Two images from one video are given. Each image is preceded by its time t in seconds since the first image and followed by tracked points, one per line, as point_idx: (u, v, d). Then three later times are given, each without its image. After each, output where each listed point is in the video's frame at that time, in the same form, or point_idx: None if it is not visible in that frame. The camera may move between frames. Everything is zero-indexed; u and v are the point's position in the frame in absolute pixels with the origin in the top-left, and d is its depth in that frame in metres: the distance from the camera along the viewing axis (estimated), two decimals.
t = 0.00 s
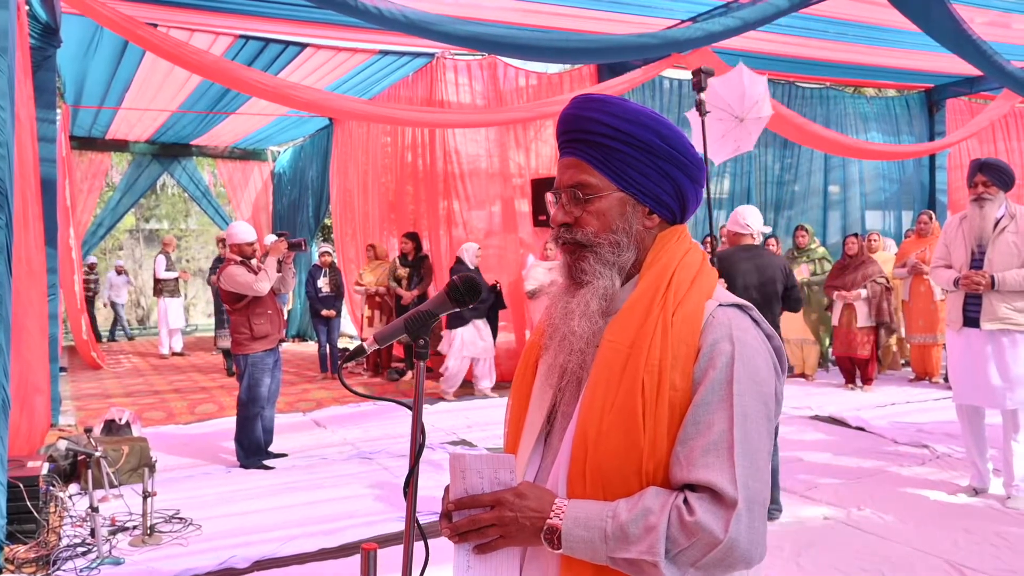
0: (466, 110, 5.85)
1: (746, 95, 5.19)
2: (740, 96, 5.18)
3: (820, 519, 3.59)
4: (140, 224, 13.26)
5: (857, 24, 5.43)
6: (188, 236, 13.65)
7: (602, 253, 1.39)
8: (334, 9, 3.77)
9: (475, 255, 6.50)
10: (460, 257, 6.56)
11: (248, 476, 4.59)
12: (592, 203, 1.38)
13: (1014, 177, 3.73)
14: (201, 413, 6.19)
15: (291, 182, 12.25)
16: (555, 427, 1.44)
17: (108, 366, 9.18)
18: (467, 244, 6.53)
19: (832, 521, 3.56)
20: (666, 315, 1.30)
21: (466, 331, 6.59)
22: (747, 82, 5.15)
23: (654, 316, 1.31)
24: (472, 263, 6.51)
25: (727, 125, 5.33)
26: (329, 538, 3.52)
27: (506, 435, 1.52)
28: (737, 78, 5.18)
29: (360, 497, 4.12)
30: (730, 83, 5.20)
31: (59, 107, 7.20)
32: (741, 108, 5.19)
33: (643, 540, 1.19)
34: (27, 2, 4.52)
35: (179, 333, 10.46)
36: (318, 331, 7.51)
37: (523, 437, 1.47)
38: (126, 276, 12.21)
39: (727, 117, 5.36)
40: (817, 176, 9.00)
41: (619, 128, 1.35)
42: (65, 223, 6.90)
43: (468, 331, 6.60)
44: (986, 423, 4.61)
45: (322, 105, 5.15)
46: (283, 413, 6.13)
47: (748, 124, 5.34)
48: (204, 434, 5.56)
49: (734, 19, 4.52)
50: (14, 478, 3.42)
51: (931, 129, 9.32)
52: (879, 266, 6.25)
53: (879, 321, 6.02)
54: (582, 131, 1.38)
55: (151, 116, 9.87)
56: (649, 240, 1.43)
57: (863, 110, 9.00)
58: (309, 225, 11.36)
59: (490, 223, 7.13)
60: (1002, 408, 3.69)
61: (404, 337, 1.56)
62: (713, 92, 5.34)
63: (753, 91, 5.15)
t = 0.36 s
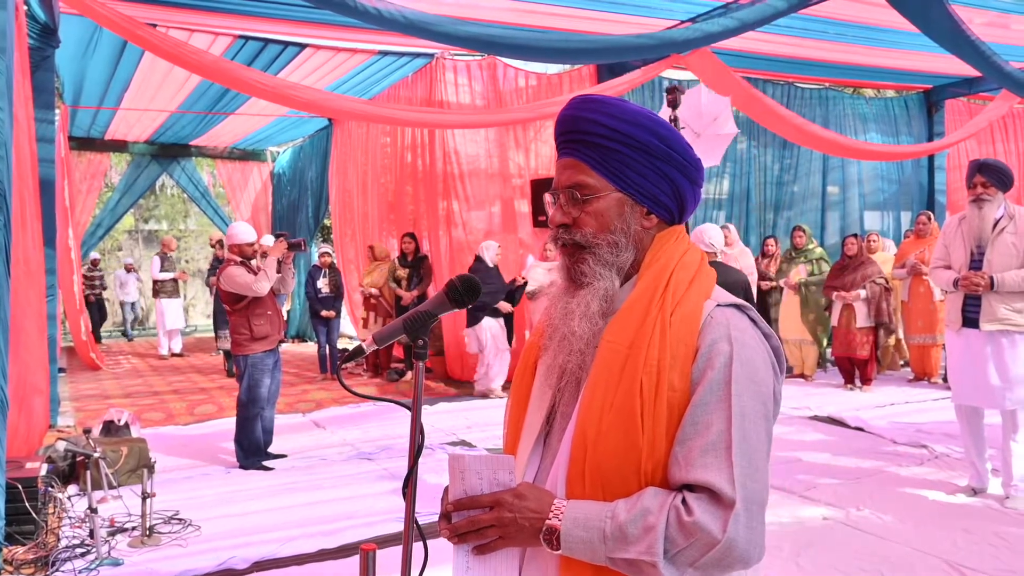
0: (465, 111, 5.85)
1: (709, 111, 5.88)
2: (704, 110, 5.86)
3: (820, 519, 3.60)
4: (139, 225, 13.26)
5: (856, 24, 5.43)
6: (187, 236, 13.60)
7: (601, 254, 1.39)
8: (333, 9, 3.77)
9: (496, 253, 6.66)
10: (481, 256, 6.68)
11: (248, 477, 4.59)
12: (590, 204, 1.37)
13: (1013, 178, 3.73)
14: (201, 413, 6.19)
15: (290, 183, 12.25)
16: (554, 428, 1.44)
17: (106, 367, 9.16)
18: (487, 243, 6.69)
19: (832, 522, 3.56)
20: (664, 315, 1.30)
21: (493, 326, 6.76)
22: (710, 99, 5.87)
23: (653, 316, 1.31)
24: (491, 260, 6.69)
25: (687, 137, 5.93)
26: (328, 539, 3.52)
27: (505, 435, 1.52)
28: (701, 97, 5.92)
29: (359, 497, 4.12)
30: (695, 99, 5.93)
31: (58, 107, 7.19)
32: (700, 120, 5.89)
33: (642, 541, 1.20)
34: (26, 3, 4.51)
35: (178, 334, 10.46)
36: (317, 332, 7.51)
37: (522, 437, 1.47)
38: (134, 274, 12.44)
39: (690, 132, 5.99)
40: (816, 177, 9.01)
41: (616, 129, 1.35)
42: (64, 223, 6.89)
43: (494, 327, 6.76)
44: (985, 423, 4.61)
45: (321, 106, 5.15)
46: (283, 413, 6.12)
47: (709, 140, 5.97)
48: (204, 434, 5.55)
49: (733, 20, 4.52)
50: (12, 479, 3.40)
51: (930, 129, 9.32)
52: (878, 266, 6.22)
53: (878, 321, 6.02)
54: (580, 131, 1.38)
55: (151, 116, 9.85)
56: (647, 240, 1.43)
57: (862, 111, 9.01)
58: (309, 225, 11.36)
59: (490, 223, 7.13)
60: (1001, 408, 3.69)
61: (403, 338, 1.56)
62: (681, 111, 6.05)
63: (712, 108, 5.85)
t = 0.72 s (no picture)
0: (462, 111, 5.85)
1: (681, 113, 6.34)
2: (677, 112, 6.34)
3: (816, 519, 3.60)
4: (136, 225, 13.29)
5: (852, 25, 5.44)
6: (184, 236, 13.61)
7: (594, 255, 1.39)
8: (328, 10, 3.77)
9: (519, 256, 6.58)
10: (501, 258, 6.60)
11: (244, 478, 4.58)
12: (583, 206, 1.38)
13: (1009, 179, 3.71)
14: (197, 414, 6.18)
15: (286, 183, 12.25)
16: (548, 429, 1.43)
17: (102, 368, 9.12)
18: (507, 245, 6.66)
19: (828, 522, 3.56)
20: (657, 317, 1.30)
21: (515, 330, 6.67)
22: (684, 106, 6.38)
23: (646, 317, 1.31)
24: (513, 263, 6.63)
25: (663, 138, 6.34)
26: (324, 540, 3.52)
27: (500, 438, 1.51)
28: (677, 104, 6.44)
29: (355, 498, 4.12)
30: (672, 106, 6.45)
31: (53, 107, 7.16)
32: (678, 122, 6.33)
33: (636, 542, 1.20)
34: (22, 3, 4.50)
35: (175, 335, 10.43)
36: (314, 332, 7.51)
37: (516, 439, 1.46)
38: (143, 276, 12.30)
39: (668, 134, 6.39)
40: (812, 178, 9.02)
41: (608, 130, 1.35)
42: (59, 223, 6.87)
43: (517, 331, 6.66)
44: (980, 423, 4.62)
45: (318, 106, 5.15)
46: (279, 414, 6.11)
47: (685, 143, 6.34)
48: (200, 436, 5.54)
49: (727, 21, 4.50)
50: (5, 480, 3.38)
51: (925, 130, 9.34)
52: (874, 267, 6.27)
53: (874, 321, 6.02)
54: (573, 134, 1.38)
55: (147, 117, 9.82)
56: (640, 241, 1.43)
57: (857, 111, 9.03)
58: (305, 226, 11.34)
59: (487, 224, 7.12)
60: (996, 408, 3.70)
61: (398, 339, 1.56)
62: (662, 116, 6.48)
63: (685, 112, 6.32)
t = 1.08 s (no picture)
0: (455, 112, 5.85)
1: (672, 113, 6.19)
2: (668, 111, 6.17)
3: (809, 519, 3.61)
4: (128, 227, 13.37)
5: (843, 27, 5.46)
6: (177, 238, 13.69)
7: (585, 256, 1.39)
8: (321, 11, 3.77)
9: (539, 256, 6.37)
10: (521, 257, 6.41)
11: (237, 480, 4.57)
12: (574, 206, 1.38)
13: (1000, 181, 3.76)
14: (189, 416, 6.16)
15: (279, 185, 12.23)
16: (539, 430, 1.43)
17: (94, 369, 9.07)
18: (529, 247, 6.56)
19: (820, 522, 3.57)
20: (648, 317, 1.30)
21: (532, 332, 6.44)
22: (678, 106, 6.22)
23: (637, 318, 1.32)
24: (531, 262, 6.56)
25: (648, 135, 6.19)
26: (317, 541, 3.51)
27: (491, 439, 1.51)
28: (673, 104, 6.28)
29: (348, 500, 4.11)
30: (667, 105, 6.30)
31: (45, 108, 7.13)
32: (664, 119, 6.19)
33: (627, 542, 1.20)
34: (13, 3, 4.49)
35: (168, 336, 10.40)
36: (307, 334, 7.49)
37: (507, 440, 1.46)
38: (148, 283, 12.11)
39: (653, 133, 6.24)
40: (805, 180, 9.05)
41: (599, 131, 1.36)
42: (51, 225, 6.83)
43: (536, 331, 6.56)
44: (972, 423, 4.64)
45: (311, 107, 5.14)
46: (271, 416, 6.10)
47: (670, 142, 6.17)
48: (192, 437, 5.52)
49: (720, 23, 4.53)
50: None
51: (917, 131, 9.37)
52: (867, 268, 6.25)
53: (866, 322, 6.05)
54: (564, 134, 1.38)
55: (139, 118, 9.79)
56: (631, 242, 1.43)
57: (849, 113, 9.06)
58: (298, 228, 11.32)
59: (481, 225, 7.10)
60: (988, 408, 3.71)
61: (390, 339, 1.56)
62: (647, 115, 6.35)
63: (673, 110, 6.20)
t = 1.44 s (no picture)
0: (435, 112, 5.83)
1: (646, 117, 6.32)
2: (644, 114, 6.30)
3: (787, 517, 3.64)
4: (106, 227, 13.09)
5: (821, 29, 5.51)
6: (155, 238, 13.52)
7: (557, 258, 1.39)
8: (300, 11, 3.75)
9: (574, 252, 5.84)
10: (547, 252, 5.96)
11: (215, 482, 4.54)
12: (547, 209, 1.38)
13: (974, 181, 3.79)
14: (167, 418, 6.10)
15: (259, 185, 12.16)
16: (513, 432, 1.43)
17: (70, 371, 8.95)
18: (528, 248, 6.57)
19: (797, 521, 3.60)
20: (620, 320, 1.31)
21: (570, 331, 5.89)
22: (651, 109, 6.37)
23: (609, 319, 1.32)
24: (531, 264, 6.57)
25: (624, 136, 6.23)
26: (296, 544, 3.49)
27: (465, 441, 1.51)
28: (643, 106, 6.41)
29: (328, 502, 4.09)
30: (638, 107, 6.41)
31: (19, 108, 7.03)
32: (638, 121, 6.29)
33: (599, 545, 1.20)
34: None
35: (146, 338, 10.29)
36: (287, 335, 7.45)
37: (481, 443, 1.46)
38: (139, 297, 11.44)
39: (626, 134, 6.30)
40: (783, 180, 9.11)
41: (571, 133, 1.36)
42: (26, 225, 6.74)
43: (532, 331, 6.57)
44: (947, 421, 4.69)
45: (290, 108, 5.11)
46: (250, 418, 6.05)
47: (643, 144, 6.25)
48: (169, 440, 5.47)
49: (698, 24, 4.51)
50: None
51: (894, 132, 9.46)
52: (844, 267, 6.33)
53: (844, 321, 6.10)
54: (537, 137, 1.38)
55: (116, 117, 9.68)
56: (604, 244, 1.43)
57: (827, 114, 9.14)
58: (278, 228, 11.24)
59: (462, 225, 7.09)
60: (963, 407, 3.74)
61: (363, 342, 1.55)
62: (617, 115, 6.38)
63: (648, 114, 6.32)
